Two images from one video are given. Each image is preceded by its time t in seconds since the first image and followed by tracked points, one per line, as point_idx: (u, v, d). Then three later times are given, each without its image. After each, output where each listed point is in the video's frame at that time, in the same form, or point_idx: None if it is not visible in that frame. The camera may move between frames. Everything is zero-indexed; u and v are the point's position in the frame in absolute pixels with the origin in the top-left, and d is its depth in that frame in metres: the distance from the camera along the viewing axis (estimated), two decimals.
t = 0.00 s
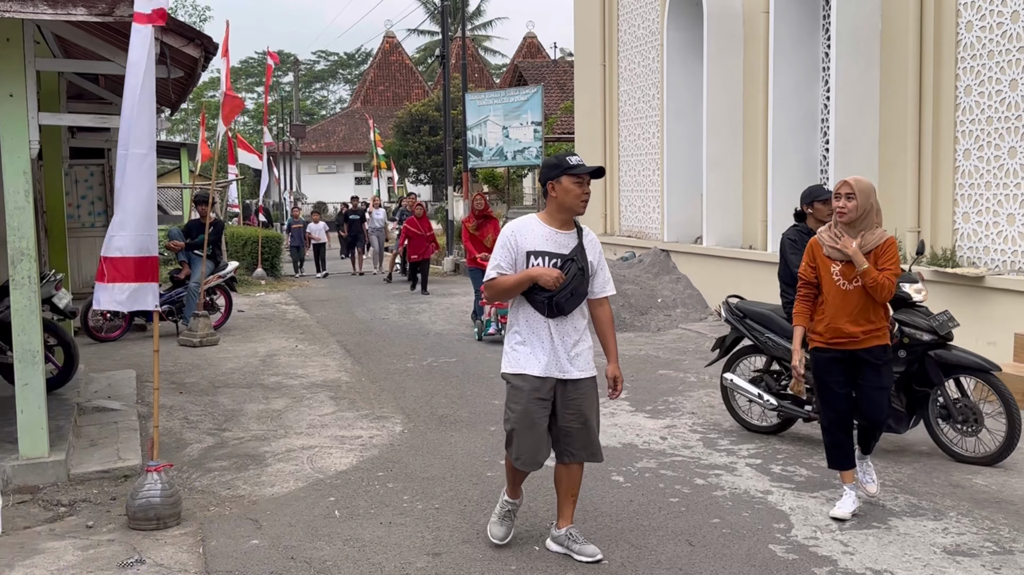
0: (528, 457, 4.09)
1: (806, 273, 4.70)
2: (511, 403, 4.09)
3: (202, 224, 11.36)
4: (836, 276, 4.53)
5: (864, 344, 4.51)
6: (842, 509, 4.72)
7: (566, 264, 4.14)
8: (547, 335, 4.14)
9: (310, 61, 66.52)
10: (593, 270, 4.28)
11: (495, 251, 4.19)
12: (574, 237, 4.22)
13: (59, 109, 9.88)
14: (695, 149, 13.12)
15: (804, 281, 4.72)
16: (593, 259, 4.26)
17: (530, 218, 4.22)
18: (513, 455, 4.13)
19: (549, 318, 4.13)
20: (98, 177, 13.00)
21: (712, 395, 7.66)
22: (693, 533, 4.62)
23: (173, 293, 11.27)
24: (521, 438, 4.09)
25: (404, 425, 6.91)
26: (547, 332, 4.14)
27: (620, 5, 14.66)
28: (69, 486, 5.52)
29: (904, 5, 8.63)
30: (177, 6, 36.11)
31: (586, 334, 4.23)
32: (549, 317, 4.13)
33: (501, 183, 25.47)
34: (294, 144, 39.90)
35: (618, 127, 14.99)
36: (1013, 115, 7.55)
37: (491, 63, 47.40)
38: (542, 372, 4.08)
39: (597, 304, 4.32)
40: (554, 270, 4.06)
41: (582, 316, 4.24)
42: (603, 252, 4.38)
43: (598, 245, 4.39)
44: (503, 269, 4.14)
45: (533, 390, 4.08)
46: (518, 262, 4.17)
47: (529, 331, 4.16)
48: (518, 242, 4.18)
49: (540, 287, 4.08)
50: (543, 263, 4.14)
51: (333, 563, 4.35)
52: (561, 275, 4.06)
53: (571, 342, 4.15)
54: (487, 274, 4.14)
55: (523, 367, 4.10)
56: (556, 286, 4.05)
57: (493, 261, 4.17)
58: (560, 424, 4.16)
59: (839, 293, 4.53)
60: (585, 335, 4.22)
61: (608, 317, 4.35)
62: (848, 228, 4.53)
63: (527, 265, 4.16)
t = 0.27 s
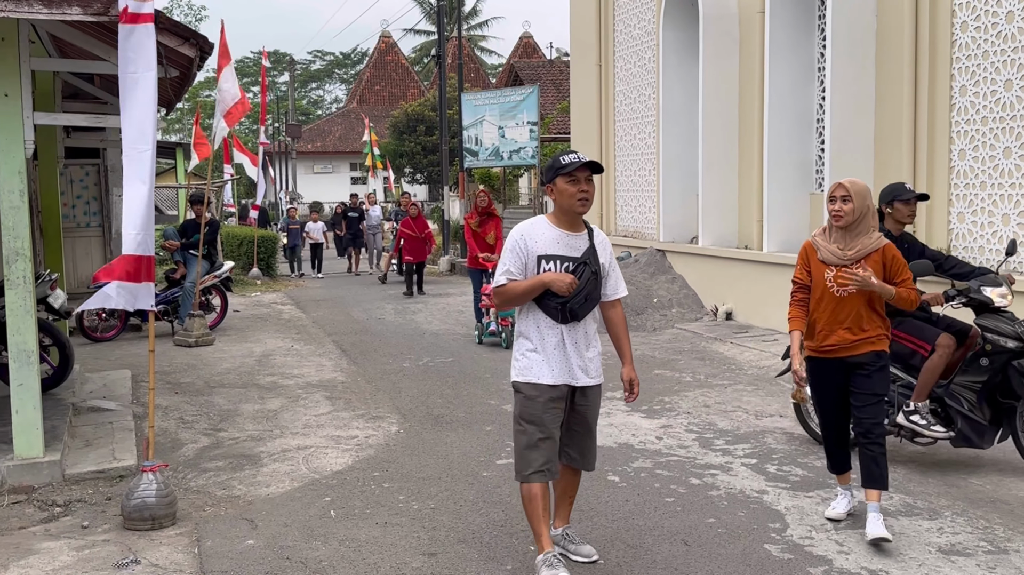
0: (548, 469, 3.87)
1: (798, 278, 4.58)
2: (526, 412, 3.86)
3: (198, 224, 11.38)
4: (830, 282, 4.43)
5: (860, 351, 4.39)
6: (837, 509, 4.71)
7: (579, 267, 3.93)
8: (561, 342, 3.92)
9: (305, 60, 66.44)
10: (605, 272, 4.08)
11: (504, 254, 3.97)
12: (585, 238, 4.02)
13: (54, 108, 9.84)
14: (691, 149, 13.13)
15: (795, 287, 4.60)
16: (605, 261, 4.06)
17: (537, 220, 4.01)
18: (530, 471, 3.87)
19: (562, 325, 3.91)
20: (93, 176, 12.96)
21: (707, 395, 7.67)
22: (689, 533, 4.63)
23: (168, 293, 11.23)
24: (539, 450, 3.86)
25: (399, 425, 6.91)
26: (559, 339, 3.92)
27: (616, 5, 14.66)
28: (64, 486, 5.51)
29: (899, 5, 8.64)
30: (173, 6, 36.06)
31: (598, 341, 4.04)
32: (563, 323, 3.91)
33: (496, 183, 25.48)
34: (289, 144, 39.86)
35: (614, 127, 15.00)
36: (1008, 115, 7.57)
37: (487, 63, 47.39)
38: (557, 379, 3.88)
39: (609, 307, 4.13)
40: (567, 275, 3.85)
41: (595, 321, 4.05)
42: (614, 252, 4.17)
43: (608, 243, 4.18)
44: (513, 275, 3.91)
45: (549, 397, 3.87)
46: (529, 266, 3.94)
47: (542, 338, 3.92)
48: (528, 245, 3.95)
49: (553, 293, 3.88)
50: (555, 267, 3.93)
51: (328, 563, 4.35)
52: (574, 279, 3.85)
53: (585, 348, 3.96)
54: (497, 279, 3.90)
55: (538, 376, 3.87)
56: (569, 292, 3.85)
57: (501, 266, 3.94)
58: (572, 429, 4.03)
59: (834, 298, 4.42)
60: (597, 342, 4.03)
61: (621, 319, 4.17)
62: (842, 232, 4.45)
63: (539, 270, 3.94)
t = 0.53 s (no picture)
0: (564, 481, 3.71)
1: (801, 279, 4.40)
2: (536, 423, 3.71)
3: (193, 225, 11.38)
4: (836, 283, 4.26)
5: (863, 358, 4.22)
6: (827, 508, 4.69)
7: (577, 271, 3.81)
8: (564, 351, 3.78)
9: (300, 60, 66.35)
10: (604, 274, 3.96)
11: (498, 264, 3.83)
12: (580, 240, 3.90)
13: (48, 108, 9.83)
14: (686, 149, 13.14)
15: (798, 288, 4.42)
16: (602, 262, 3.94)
17: (529, 227, 3.88)
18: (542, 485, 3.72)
19: (564, 332, 3.78)
20: (88, 176, 12.93)
21: (703, 395, 7.67)
22: (684, 532, 4.64)
23: (162, 293, 11.18)
24: (553, 461, 3.70)
25: (395, 425, 6.91)
26: (562, 346, 3.78)
27: (611, 5, 14.67)
28: (59, 486, 5.50)
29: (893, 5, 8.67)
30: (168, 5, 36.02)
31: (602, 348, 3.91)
32: (565, 331, 3.78)
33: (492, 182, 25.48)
34: (285, 143, 39.83)
35: (609, 127, 15.01)
36: (1002, 115, 7.59)
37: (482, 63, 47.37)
38: (565, 388, 3.74)
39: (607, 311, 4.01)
40: (566, 281, 3.72)
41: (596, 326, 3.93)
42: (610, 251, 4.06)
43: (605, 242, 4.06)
44: (508, 284, 3.77)
45: (558, 406, 3.73)
46: (525, 274, 3.81)
47: (543, 348, 3.78)
48: (522, 253, 3.82)
49: (552, 300, 3.74)
50: (551, 273, 3.80)
51: (324, 563, 4.34)
52: (573, 285, 3.73)
53: (589, 355, 3.83)
54: (492, 290, 3.76)
55: (544, 387, 3.72)
56: (569, 298, 3.72)
57: (495, 276, 3.80)
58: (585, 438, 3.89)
59: (840, 300, 4.25)
60: (600, 348, 3.90)
61: (618, 323, 4.06)
62: (850, 232, 4.27)
63: (535, 277, 3.81)
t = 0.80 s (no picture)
0: (556, 490, 3.68)
1: (799, 281, 4.24)
2: (532, 428, 3.68)
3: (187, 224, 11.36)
4: (833, 285, 4.07)
5: (860, 364, 4.03)
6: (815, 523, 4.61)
7: (576, 269, 3.74)
8: (564, 352, 3.72)
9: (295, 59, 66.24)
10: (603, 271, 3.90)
11: (493, 264, 3.76)
12: (579, 237, 3.83)
13: (43, 107, 9.80)
14: (681, 148, 13.15)
15: (796, 291, 4.26)
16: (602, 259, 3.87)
17: (526, 225, 3.81)
18: (536, 492, 3.71)
19: (563, 333, 3.73)
20: (82, 175, 12.85)
21: (698, 394, 7.68)
22: (679, 531, 4.64)
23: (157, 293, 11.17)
24: (546, 469, 3.68)
25: (390, 425, 6.90)
26: (562, 347, 3.73)
27: (606, 5, 14.68)
28: (54, 486, 5.49)
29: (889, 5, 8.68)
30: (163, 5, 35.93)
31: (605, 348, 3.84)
32: (565, 332, 3.72)
33: (487, 182, 25.48)
34: (280, 143, 39.76)
35: (605, 126, 15.01)
36: (996, 115, 7.61)
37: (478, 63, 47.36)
38: (564, 393, 3.68)
39: (607, 309, 3.95)
40: (565, 281, 3.65)
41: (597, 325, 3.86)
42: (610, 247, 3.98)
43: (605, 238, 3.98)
44: (505, 285, 3.72)
45: (557, 413, 3.68)
46: (523, 274, 3.75)
47: (543, 350, 3.72)
48: (519, 252, 3.75)
49: (551, 301, 3.68)
50: (550, 273, 3.74)
51: (319, 563, 4.34)
52: (573, 285, 3.66)
53: (591, 356, 3.76)
54: (489, 291, 3.70)
55: (542, 391, 3.68)
56: (569, 299, 3.66)
57: (492, 276, 3.74)
58: (593, 444, 3.76)
59: (836, 302, 4.06)
60: (602, 348, 3.82)
61: (619, 321, 4.00)
62: (849, 232, 4.08)
63: (532, 277, 3.74)
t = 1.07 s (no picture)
0: (557, 494, 3.69)
1: (781, 292, 4.08)
2: (535, 429, 3.68)
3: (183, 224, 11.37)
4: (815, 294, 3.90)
5: (847, 378, 3.85)
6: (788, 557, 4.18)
7: (582, 268, 3.72)
8: (569, 352, 3.71)
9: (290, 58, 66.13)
10: (613, 271, 3.87)
11: (500, 262, 3.77)
12: (587, 236, 3.81)
13: (38, 106, 9.78)
14: (677, 148, 13.16)
15: (779, 303, 4.09)
16: (611, 259, 3.85)
17: (534, 224, 3.81)
18: (541, 493, 3.72)
19: (568, 332, 3.71)
20: (77, 175, 12.88)
21: (693, 393, 7.69)
22: (675, 530, 4.65)
23: (153, 293, 11.15)
24: (549, 472, 3.68)
25: (386, 424, 6.89)
26: (567, 347, 3.71)
27: (601, 5, 14.69)
28: (49, 485, 5.48)
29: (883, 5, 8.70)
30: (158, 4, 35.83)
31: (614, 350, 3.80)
32: (570, 331, 3.70)
33: (483, 181, 25.46)
34: (276, 142, 39.71)
35: (600, 126, 15.02)
36: (991, 114, 7.62)
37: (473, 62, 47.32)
38: (568, 395, 3.66)
39: (619, 311, 3.92)
40: (568, 278, 3.64)
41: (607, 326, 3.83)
42: (622, 248, 3.95)
43: (616, 238, 3.96)
44: (510, 284, 3.72)
45: (560, 414, 3.67)
46: (528, 272, 3.75)
47: (548, 349, 3.72)
48: (524, 250, 3.76)
49: (555, 299, 3.67)
50: (555, 270, 3.73)
51: (315, 562, 4.33)
52: (576, 282, 3.64)
53: (599, 358, 3.73)
54: (494, 289, 3.72)
55: (546, 392, 3.67)
56: (572, 296, 3.64)
57: (498, 275, 3.75)
58: (597, 449, 3.74)
59: (818, 313, 3.89)
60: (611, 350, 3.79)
61: (632, 323, 3.95)
62: (831, 240, 3.91)
63: (538, 275, 3.74)
